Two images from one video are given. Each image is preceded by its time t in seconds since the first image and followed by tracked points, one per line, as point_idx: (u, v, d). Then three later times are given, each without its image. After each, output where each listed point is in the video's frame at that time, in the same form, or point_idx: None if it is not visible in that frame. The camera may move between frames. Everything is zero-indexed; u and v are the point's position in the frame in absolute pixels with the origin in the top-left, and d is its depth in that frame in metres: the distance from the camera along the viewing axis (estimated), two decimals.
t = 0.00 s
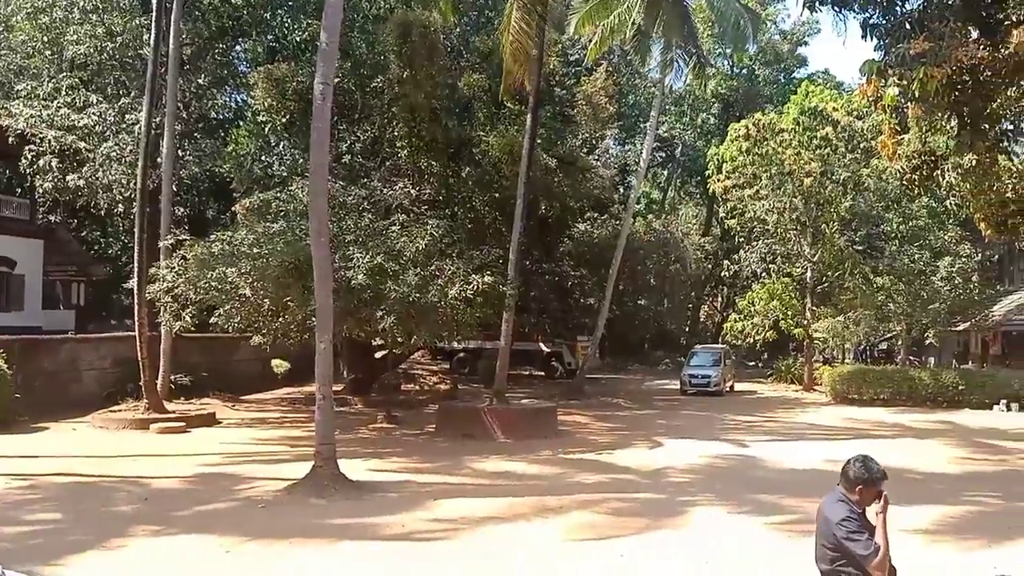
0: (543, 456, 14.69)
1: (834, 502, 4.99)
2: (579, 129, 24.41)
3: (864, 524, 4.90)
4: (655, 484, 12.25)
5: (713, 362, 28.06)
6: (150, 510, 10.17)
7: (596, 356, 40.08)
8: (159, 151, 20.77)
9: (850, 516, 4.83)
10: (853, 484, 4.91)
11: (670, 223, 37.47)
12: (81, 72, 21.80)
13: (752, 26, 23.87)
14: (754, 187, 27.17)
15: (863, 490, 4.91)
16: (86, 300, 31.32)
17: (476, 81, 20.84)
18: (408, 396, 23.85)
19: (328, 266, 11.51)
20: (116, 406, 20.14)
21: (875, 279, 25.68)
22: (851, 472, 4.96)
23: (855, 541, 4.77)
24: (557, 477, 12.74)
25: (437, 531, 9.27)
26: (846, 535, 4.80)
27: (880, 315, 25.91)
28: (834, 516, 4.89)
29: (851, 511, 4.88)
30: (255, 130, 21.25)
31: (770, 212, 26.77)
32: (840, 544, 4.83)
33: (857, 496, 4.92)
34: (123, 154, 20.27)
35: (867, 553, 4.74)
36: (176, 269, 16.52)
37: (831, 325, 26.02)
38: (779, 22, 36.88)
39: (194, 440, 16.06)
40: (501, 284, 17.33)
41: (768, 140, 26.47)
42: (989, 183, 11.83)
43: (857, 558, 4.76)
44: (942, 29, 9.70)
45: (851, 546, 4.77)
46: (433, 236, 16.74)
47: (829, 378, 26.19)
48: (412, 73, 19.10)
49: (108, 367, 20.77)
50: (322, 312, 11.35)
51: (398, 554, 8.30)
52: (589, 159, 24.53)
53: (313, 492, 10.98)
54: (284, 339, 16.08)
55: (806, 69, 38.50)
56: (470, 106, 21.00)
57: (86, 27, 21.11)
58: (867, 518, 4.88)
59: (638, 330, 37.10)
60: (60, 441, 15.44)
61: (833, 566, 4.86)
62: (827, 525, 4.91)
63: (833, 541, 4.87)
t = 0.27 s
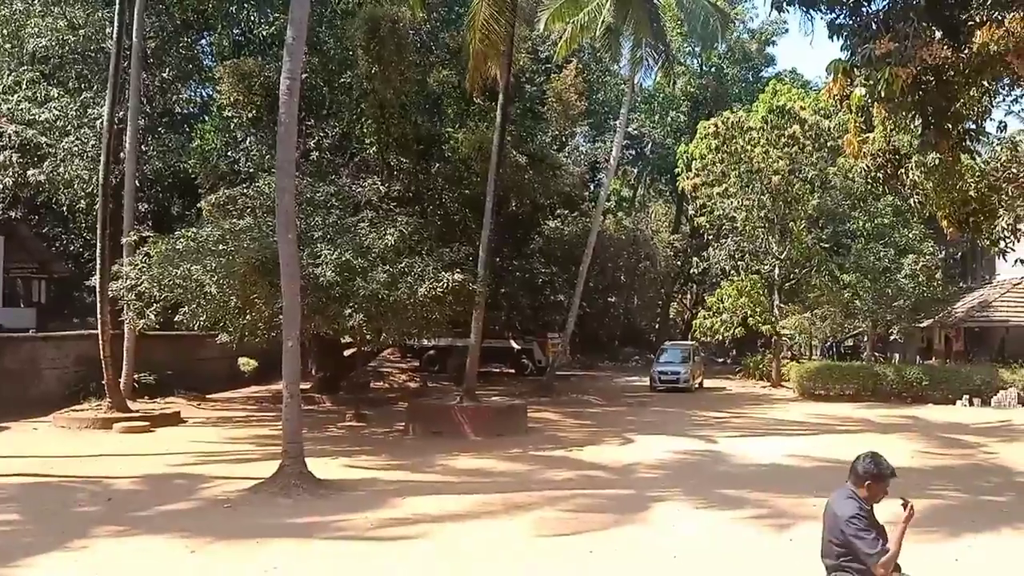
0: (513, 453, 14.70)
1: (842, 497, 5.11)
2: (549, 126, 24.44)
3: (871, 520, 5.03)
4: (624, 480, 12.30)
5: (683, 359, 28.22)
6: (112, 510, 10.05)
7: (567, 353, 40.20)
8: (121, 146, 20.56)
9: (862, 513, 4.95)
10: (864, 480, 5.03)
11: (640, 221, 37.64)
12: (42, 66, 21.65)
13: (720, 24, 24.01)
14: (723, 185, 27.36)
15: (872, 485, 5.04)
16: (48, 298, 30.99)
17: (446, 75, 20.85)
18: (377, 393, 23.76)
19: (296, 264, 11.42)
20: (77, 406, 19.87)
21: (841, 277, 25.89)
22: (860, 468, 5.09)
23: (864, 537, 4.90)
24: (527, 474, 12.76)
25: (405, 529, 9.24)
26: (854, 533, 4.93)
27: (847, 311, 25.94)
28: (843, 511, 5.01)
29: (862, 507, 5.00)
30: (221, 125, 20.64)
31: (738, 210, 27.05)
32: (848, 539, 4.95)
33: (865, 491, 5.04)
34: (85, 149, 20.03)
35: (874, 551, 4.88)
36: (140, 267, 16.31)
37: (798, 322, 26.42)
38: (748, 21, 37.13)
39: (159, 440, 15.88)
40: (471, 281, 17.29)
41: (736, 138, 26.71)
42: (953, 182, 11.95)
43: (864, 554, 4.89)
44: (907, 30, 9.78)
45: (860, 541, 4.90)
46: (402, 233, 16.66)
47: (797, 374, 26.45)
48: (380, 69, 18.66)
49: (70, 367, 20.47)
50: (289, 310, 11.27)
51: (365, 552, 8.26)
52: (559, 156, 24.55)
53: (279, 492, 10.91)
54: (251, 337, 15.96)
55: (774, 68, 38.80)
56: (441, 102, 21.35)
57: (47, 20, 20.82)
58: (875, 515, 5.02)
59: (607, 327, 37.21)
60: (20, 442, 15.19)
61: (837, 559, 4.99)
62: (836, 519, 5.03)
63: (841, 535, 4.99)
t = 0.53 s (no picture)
0: (482, 451, 14.70)
1: (850, 490, 4.90)
2: (520, 123, 24.45)
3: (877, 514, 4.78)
4: (593, 477, 12.35)
5: (652, 355, 28.36)
6: (73, 511, 9.91)
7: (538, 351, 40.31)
8: (84, 140, 20.35)
9: (861, 499, 4.73)
10: (868, 469, 4.83)
11: (611, 218, 37.77)
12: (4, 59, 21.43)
13: (690, 23, 24.15)
14: (692, 184, 27.49)
15: (877, 475, 4.84)
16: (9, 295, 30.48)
17: (416, 72, 20.70)
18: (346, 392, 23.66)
19: (262, 262, 11.33)
20: (39, 405, 19.58)
21: (809, 275, 26.10)
22: (868, 458, 4.91)
23: (861, 525, 4.67)
24: (496, 471, 12.76)
25: (373, 527, 9.19)
26: (851, 520, 4.70)
27: (813, 308, 26.29)
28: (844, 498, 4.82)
29: (863, 495, 4.78)
30: (186, 121, 20.12)
31: (708, 208, 27.20)
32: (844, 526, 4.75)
33: (869, 482, 4.83)
34: (46, 144, 19.78)
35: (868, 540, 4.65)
36: (103, 265, 16.09)
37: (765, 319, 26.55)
38: (717, 21, 37.41)
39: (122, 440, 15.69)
40: (440, 279, 17.25)
41: (706, 137, 26.87)
42: (916, 181, 12.14)
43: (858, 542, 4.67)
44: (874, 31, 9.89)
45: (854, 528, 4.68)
46: (370, 231, 16.55)
47: (765, 371, 26.70)
48: (349, 63, 18.67)
49: (31, 366, 20.16)
50: (256, 308, 11.19)
51: (331, 552, 8.20)
52: (529, 153, 24.59)
53: (245, 492, 10.83)
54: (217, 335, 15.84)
55: (742, 67, 39.13)
56: (410, 99, 21.16)
57: (8, 13, 20.49)
58: (879, 505, 4.77)
59: (578, 325, 37.30)
60: None
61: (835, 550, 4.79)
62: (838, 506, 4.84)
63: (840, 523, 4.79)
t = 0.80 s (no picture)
0: (452, 448, 14.69)
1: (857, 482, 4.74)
2: (491, 120, 24.43)
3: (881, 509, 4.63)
4: (563, 473, 12.38)
5: (624, 352, 28.47)
6: (36, 512, 9.77)
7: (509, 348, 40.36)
8: (47, 135, 20.13)
9: (865, 493, 4.58)
10: (877, 464, 4.67)
11: (582, 215, 37.85)
12: None
13: (661, 21, 24.27)
14: (663, 181, 27.57)
15: (885, 470, 4.67)
16: None
17: (386, 69, 20.34)
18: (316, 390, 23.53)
19: (229, 258, 11.22)
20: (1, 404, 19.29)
21: (779, 272, 26.57)
22: (879, 453, 4.73)
23: (861, 519, 4.53)
24: (466, 469, 12.74)
25: (342, 525, 9.13)
26: (854, 513, 4.57)
27: (782, 304, 26.57)
28: (849, 488, 4.68)
29: (869, 489, 4.62)
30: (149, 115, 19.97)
31: (678, 206, 27.09)
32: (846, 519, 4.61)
33: (877, 476, 4.68)
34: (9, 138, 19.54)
35: (866, 535, 4.51)
36: (66, 261, 15.85)
37: (736, 316, 26.64)
38: (687, 19, 37.59)
39: (87, 439, 15.50)
40: (410, 276, 17.19)
41: (677, 134, 27.06)
42: (882, 180, 12.29)
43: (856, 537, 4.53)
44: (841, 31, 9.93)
45: (854, 522, 4.54)
46: (340, 228, 16.42)
47: (735, 367, 26.91)
48: (317, 59, 18.45)
49: None
50: (223, 305, 11.08)
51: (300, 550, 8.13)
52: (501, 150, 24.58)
53: (212, 491, 10.73)
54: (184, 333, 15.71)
55: (712, 65, 39.36)
56: (381, 94, 20.86)
57: None
58: (885, 502, 4.61)
59: (549, 322, 37.35)
60: None
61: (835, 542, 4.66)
62: (841, 496, 4.70)
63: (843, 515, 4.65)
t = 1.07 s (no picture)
0: (423, 447, 14.64)
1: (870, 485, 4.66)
2: (463, 116, 24.34)
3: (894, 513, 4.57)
4: (533, 471, 12.38)
5: (596, 350, 28.53)
6: None
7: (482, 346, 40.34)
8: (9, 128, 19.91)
9: (881, 500, 4.50)
10: (892, 470, 4.57)
11: (555, 213, 37.84)
12: None
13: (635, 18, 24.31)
14: (636, 178, 27.39)
15: (900, 477, 4.58)
16: None
17: (355, 63, 20.23)
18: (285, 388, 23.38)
19: (196, 255, 11.08)
20: None
21: (749, 271, 27.28)
22: (893, 458, 4.62)
23: (877, 527, 4.47)
24: (436, 467, 12.71)
25: (310, 525, 9.07)
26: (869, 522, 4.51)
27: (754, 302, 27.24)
28: (864, 493, 4.60)
29: (884, 496, 4.55)
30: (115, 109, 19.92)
31: (651, 203, 27.19)
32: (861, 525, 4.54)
33: (892, 481, 4.59)
34: None
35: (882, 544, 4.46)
36: (28, 258, 15.58)
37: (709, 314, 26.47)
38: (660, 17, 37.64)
39: (51, 438, 15.28)
40: (381, 274, 17.11)
41: (650, 131, 26.88)
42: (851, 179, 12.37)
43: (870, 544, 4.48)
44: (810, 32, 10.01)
45: (870, 531, 4.49)
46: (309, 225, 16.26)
47: (707, 364, 26.98)
48: (286, 53, 18.43)
49: None
50: (189, 302, 10.95)
51: (267, 550, 8.06)
52: (473, 147, 24.49)
53: (178, 491, 10.62)
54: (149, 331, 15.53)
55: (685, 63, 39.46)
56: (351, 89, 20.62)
57: None
58: (901, 509, 4.54)
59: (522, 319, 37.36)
60: None
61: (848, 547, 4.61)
62: (854, 500, 4.63)
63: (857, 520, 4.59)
